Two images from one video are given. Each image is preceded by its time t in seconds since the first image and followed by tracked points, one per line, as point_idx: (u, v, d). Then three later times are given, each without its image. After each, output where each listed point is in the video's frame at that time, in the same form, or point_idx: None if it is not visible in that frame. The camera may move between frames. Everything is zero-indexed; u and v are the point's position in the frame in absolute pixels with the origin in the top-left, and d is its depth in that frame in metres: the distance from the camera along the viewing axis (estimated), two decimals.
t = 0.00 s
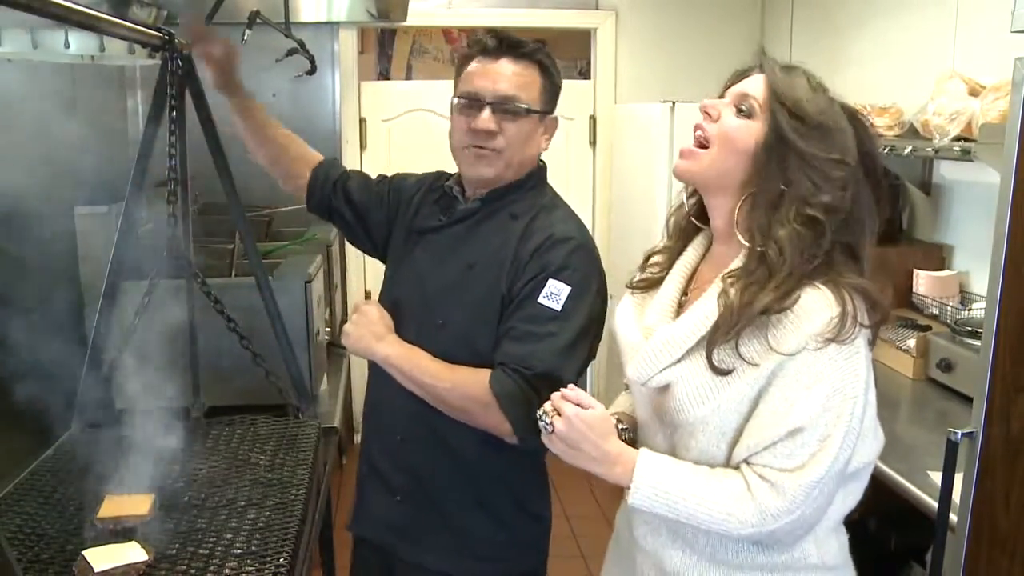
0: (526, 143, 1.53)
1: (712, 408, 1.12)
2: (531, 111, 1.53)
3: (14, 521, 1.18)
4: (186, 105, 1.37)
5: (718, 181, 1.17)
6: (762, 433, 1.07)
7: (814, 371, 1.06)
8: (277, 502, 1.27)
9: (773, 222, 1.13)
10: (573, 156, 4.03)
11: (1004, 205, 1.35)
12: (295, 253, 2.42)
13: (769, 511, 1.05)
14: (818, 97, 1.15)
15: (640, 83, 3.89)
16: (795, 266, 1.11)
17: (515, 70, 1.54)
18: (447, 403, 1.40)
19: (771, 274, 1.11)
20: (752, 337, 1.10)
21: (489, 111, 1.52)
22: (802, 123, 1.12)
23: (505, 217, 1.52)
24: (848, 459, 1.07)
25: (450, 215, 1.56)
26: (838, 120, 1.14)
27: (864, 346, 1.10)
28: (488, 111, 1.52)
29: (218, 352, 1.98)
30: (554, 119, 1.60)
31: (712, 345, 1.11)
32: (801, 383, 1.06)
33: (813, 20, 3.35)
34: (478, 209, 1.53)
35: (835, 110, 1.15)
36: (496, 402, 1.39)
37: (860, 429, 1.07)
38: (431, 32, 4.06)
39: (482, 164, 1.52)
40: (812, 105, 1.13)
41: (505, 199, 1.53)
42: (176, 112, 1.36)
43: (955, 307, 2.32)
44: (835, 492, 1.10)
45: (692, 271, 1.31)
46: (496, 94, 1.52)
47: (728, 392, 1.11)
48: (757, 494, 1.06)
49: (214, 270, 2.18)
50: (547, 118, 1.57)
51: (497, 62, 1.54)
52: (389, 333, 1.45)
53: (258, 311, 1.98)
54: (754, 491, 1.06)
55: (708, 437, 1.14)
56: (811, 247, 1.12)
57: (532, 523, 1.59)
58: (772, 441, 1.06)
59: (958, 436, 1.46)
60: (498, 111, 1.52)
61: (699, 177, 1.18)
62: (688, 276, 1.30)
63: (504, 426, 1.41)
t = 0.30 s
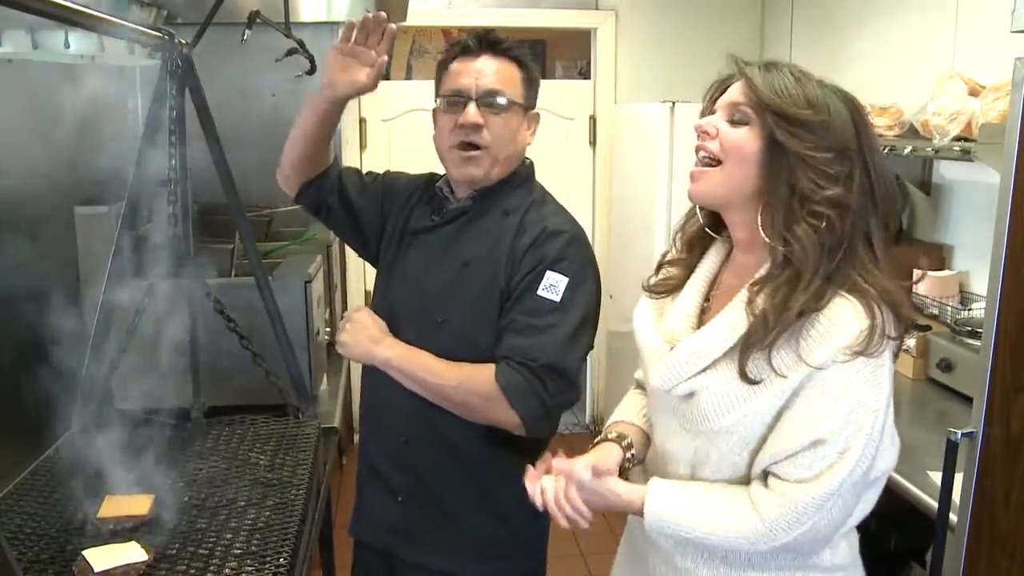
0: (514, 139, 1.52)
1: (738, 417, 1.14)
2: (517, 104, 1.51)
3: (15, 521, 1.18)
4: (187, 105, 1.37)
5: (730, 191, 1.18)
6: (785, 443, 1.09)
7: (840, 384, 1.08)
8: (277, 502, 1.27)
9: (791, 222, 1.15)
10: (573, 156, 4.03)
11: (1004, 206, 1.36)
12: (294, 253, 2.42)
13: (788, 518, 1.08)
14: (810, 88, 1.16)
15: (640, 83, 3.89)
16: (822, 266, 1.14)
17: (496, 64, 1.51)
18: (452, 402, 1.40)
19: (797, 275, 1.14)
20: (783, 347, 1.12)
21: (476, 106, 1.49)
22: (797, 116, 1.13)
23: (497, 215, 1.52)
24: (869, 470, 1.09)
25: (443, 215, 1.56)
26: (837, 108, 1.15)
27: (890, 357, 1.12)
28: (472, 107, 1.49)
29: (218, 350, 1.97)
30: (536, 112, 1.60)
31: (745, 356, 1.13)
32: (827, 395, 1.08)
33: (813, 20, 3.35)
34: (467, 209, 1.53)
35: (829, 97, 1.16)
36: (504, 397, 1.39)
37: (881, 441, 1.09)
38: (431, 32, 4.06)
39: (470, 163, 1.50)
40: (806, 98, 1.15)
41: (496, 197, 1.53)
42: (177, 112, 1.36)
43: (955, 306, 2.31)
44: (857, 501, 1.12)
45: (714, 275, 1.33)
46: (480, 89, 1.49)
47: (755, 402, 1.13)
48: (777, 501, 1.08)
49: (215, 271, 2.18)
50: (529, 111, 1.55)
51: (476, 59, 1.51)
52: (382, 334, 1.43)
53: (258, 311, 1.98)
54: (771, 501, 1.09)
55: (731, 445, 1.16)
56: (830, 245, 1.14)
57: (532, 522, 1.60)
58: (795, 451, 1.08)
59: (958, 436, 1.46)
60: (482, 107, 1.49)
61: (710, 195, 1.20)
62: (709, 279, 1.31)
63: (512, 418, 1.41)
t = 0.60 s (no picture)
0: (471, 134, 1.51)
1: (760, 421, 1.14)
2: (473, 101, 1.52)
3: (15, 521, 1.18)
4: (187, 105, 1.37)
5: (747, 199, 1.19)
6: (808, 447, 1.09)
7: (865, 388, 1.08)
8: (277, 502, 1.27)
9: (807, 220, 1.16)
10: (572, 156, 4.03)
11: (1004, 204, 1.36)
12: (294, 253, 2.42)
13: (811, 523, 1.08)
14: (806, 87, 1.17)
15: (640, 83, 3.89)
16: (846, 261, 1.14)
17: (461, 63, 1.55)
18: (443, 395, 1.36)
19: (821, 273, 1.14)
20: (809, 349, 1.12)
21: (433, 102, 1.54)
22: (796, 117, 1.13)
23: (493, 216, 1.52)
24: (888, 474, 1.10)
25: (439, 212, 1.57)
26: (836, 103, 1.15)
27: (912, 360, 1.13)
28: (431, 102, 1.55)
29: (217, 351, 1.97)
30: (518, 111, 1.54)
31: (770, 360, 1.13)
32: (851, 399, 1.08)
33: (813, 20, 3.35)
34: (463, 206, 1.54)
35: (824, 94, 1.16)
36: (497, 391, 1.38)
37: (902, 445, 1.09)
38: (431, 32, 4.07)
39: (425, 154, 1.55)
40: (803, 98, 1.15)
41: (490, 197, 1.54)
42: (177, 112, 1.36)
43: (955, 306, 2.28)
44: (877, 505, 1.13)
45: (730, 277, 1.33)
46: (441, 86, 1.55)
47: (779, 406, 1.13)
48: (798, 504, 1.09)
49: (215, 271, 2.18)
50: (498, 110, 1.53)
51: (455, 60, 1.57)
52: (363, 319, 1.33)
53: (258, 311, 1.98)
54: (793, 508, 1.09)
55: (751, 448, 1.16)
56: (850, 240, 1.15)
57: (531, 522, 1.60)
58: (817, 456, 1.08)
59: (958, 436, 1.46)
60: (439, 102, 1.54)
61: (724, 207, 1.20)
62: (726, 282, 1.32)
63: (503, 414, 1.39)
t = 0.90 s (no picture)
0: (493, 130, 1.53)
1: (762, 425, 1.14)
2: (495, 99, 1.54)
3: (15, 521, 1.18)
4: (186, 105, 1.38)
5: (738, 205, 1.20)
6: (811, 451, 1.09)
7: (868, 393, 1.08)
8: (277, 502, 1.27)
9: (796, 229, 1.16)
10: (572, 156, 4.03)
11: (1004, 203, 1.36)
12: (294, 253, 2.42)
13: (815, 528, 1.08)
14: (796, 95, 1.17)
15: (640, 83, 3.89)
16: (835, 274, 1.14)
17: (474, 63, 1.55)
18: (438, 386, 1.30)
19: (816, 281, 1.14)
20: (810, 355, 1.12)
21: (451, 102, 1.52)
22: (782, 128, 1.14)
23: (486, 211, 1.52)
24: (890, 479, 1.10)
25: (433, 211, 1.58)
26: (827, 111, 1.15)
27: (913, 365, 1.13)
28: (448, 103, 1.52)
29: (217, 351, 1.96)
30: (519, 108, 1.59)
31: (771, 365, 1.13)
32: (854, 404, 1.08)
33: (813, 20, 3.35)
34: (455, 204, 1.54)
35: (814, 102, 1.16)
36: (496, 381, 1.34)
37: (903, 449, 1.10)
38: (431, 32, 4.06)
39: (448, 155, 1.52)
40: (791, 107, 1.15)
41: (482, 192, 1.54)
42: (176, 113, 1.36)
43: (955, 306, 2.28)
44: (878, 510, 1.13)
45: (731, 281, 1.33)
46: (455, 85, 1.53)
47: (781, 410, 1.12)
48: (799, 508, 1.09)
49: (214, 271, 2.18)
50: (509, 107, 1.57)
51: (451, 60, 1.56)
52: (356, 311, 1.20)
53: (257, 311, 1.97)
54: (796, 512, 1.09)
55: (752, 452, 1.16)
56: (842, 249, 1.15)
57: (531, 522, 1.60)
58: (821, 460, 1.08)
59: (958, 436, 1.46)
60: (457, 102, 1.52)
61: (720, 212, 1.21)
62: (728, 287, 1.32)
63: (501, 404, 1.36)
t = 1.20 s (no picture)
0: (457, 133, 1.51)
1: (750, 425, 1.14)
2: (450, 100, 1.51)
3: (14, 521, 1.18)
4: (186, 105, 1.38)
5: (733, 207, 1.19)
6: (796, 452, 1.09)
7: (856, 396, 1.08)
8: (276, 502, 1.27)
9: (786, 230, 1.16)
10: (572, 156, 4.03)
11: (1004, 202, 1.36)
12: (293, 253, 2.42)
13: (800, 530, 1.08)
14: (788, 94, 1.16)
15: (640, 83, 3.89)
16: (823, 275, 1.14)
17: (436, 67, 1.54)
18: (467, 398, 1.36)
19: (803, 283, 1.14)
20: (799, 354, 1.12)
21: (411, 110, 1.53)
22: (775, 130, 1.13)
23: (488, 207, 1.52)
24: (875, 481, 1.10)
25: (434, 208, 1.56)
26: (819, 109, 1.14)
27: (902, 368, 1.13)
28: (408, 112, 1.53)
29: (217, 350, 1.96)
30: (495, 103, 1.54)
31: (761, 363, 1.13)
32: (841, 407, 1.08)
33: (813, 20, 3.35)
34: (457, 202, 1.53)
35: (806, 101, 1.15)
36: (527, 387, 1.39)
37: (889, 452, 1.10)
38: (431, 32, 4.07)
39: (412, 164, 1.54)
40: (783, 107, 1.15)
41: (483, 189, 1.53)
42: (176, 113, 1.36)
43: (955, 306, 2.29)
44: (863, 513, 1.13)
45: (721, 279, 1.32)
46: (415, 93, 1.53)
47: (770, 410, 1.12)
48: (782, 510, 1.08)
49: (214, 270, 2.18)
50: (475, 105, 1.52)
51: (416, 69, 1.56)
52: (370, 333, 1.31)
53: (257, 311, 1.97)
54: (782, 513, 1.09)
55: (737, 453, 1.16)
56: (831, 250, 1.15)
57: (531, 521, 1.60)
58: (806, 462, 1.08)
59: (958, 436, 1.46)
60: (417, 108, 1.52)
61: (714, 214, 1.21)
62: (717, 285, 1.31)
63: (533, 407, 1.40)
